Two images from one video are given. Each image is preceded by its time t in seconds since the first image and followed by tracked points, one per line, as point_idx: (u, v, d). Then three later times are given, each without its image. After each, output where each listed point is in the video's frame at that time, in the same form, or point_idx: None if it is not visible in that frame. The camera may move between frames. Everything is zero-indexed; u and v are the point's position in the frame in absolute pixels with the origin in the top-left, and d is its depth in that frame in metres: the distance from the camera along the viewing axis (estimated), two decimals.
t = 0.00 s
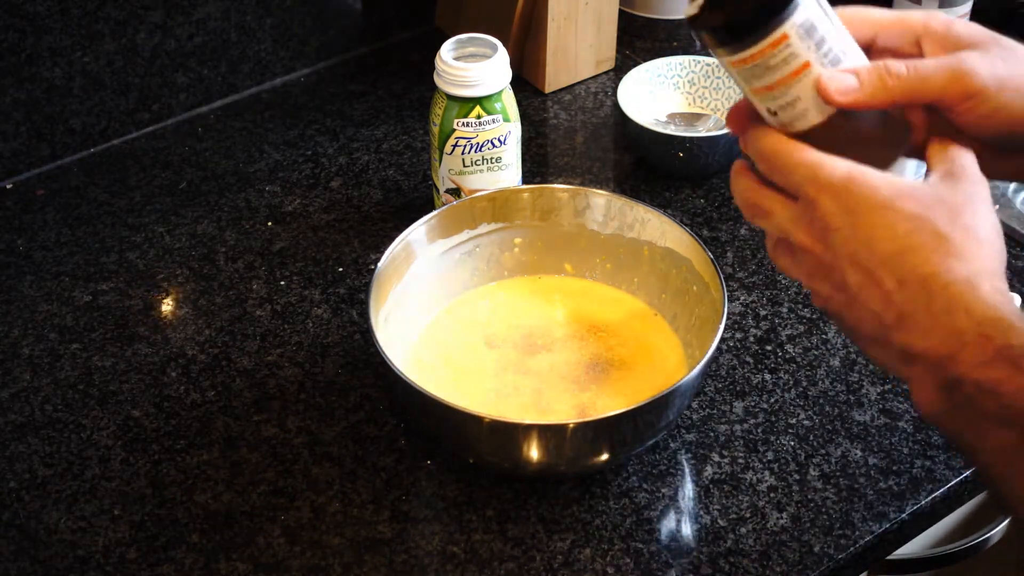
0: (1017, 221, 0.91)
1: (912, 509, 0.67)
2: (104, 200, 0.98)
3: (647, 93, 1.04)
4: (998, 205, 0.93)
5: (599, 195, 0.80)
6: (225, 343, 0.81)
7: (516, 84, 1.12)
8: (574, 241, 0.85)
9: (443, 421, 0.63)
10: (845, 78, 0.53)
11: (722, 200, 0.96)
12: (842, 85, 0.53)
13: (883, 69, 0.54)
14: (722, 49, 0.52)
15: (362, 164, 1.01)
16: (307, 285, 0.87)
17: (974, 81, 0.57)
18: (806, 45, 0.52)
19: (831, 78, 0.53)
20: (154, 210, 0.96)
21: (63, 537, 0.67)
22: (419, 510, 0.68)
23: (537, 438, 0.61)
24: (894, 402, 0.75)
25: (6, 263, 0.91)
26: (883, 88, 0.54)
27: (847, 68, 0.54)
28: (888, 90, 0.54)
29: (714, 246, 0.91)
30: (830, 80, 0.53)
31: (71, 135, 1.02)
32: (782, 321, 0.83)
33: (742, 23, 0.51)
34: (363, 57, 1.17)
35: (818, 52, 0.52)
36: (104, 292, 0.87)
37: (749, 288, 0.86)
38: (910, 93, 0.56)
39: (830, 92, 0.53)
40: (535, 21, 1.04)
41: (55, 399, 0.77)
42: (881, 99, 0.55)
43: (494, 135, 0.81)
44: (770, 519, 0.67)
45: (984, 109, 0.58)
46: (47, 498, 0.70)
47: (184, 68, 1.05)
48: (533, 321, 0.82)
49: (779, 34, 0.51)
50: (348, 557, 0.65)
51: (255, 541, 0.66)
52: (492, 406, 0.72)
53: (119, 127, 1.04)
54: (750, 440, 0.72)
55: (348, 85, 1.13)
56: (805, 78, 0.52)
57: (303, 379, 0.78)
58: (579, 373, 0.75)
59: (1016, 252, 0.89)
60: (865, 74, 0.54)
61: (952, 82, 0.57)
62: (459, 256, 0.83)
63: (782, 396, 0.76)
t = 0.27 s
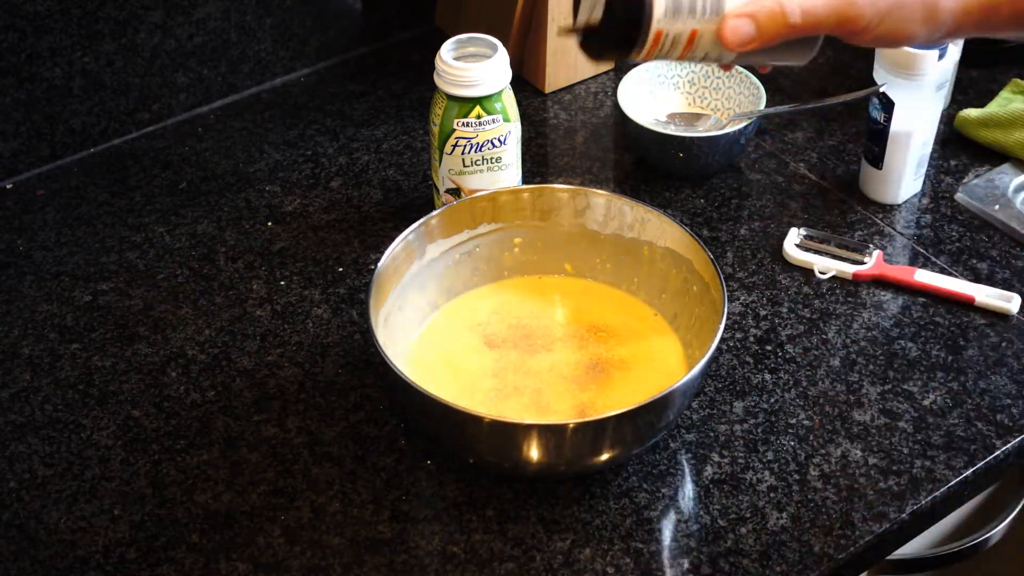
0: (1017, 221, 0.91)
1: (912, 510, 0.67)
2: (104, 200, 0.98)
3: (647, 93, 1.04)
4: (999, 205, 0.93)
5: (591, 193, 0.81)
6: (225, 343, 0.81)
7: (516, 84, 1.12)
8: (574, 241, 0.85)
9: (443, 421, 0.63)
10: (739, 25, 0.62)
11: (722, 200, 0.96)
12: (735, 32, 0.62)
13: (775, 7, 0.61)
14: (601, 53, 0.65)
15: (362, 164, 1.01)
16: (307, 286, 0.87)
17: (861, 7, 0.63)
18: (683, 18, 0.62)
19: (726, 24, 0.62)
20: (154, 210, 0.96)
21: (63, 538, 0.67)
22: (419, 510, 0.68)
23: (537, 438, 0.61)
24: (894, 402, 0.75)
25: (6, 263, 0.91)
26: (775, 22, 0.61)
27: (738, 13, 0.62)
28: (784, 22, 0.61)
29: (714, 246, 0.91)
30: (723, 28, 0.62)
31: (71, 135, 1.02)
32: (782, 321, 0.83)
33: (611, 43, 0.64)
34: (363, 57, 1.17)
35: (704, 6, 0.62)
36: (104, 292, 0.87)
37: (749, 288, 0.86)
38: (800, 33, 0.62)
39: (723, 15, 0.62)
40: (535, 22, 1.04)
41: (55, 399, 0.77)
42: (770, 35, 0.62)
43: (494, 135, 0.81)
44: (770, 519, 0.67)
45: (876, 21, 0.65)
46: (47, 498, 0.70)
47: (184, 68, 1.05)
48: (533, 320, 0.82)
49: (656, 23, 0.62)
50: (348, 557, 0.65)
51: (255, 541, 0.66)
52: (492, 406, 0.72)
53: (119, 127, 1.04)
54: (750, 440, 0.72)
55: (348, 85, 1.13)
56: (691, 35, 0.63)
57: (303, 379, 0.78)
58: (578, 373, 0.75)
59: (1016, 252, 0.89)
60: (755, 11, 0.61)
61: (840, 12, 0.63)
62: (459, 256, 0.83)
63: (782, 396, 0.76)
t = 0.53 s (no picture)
0: (1017, 221, 0.91)
1: (912, 510, 0.67)
2: (104, 200, 0.98)
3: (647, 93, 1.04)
4: (999, 205, 0.93)
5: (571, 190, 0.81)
6: (225, 343, 0.81)
7: (516, 84, 1.12)
8: (573, 241, 0.85)
9: (443, 421, 0.63)
10: (683, 65, 0.62)
11: (722, 200, 0.96)
12: (682, 73, 0.62)
13: (713, 40, 0.61)
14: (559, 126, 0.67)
15: (362, 164, 1.01)
16: (307, 285, 0.87)
17: (799, 21, 0.64)
18: (630, 82, 0.64)
19: (671, 68, 0.62)
20: (154, 210, 0.96)
21: (63, 538, 0.67)
22: (419, 510, 0.68)
23: (537, 438, 0.61)
24: (894, 402, 0.75)
25: (6, 263, 0.91)
26: (716, 54, 0.62)
27: (680, 54, 0.62)
28: (725, 54, 0.62)
29: (714, 246, 0.91)
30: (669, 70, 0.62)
31: (71, 135, 1.02)
32: (782, 321, 0.83)
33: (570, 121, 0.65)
34: (363, 57, 1.17)
35: (647, 62, 0.64)
36: (104, 292, 0.87)
37: (749, 288, 0.86)
38: (742, 58, 0.63)
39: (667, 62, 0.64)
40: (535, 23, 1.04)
41: (55, 399, 0.77)
42: (713, 67, 0.62)
43: (494, 135, 0.81)
44: (770, 519, 0.67)
45: (817, 29, 0.66)
46: (47, 498, 0.70)
47: (184, 68, 1.05)
48: (532, 321, 0.82)
49: (606, 92, 0.64)
50: (348, 557, 0.65)
51: (255, 541, 0.66)
52: (492, 406, 0.72)
53: (119, 127, 1.04)
54: (750, 440, 0.72)
55: (348, 85, 1.13)
56: (643, 92, 0.65)
57: (303, 379, 0.78)
58: (577, 373, 0.75)
59: (1016, 252, 0.89)
60: (698, 48, 0.62)
61: (779, 30, 0.63)
62: (459, 256, 0.83)
63: (782, 396, 0.76)
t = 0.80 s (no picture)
0: (1017, 221, 0.91)
1: (912, 510, 0.67)
2: (104, 200, 0.98)
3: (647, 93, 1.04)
4: (999, 205, 0.93)
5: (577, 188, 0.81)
6: (225, 343, 0.81)
7: (516, 84, 1.12)
8: (573, 241, 0.85)
9: (443, 421, 0.63)
10: (696, 75, 0.62)
11: (722, 200, 0.96)
12: (696, 82, 0.62)
13: (725, 48, 0.62)
14: (570, 135, 0.68)
15: (362, 164, 1.01)
16: (307, 286, 0.87)
17: (810, 24, 0.64)
18: (640, 91, 0.65)
19: (684, 79, 0.62)
20: (154, 210, 0.96)
21: (63, 537, 0.67)
22: (419, 511, 0.68)
23: (537, 438, 0.61)
24: (894, 402, 0.75)
25: (6, 263, 0.91)
26: (729, 62, 0.62)
27: (692, 63, 0.62)
28: (738, 61, 0.62)
29: (714, 246, 0.91)
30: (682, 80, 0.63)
31: (71, 135, 1.02)
32: (782, 321, 0.83)
33: (579, 127, 0.66)
34: (363, 57, 1.17)
35: (657, 71, 0.64)
36: (104, 292, 0.87)
37: (749, 289, 0.86)
38: (755, 63, 0.63)
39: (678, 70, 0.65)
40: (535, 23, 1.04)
41: (55, 399, 0.77)
42: (727, 74, 0.63)
43: (494, 135, 0.81)
44: (770, 519, 0.67)
45: (832, 31, 0.66)
46: (47, 498, 0.70)
47: (184, 68, 1.05)
48: (533, 321, 0.82)
49: (617, 102, 0.65)
50: (348, 557, 0.65)
51: (255, 541, 0.66)
52: (493, 406, 0.72)
53: (119, 127, 1.04)
54: (750, 440, 0.72)
55: (348, 85, 1.13)
56: (653, 100, 0.66)
57: (303, 379, 0.78)
58: (578, 373, 0.75)
59: (1016, 252, 0.89)
60: (710, 56, 0.62)
61: (791, 35, 0.64)
62: (459, 256, 0.83)
63: (782, 396, 0.76)
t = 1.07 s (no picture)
0: (1017, 221, 0.91)
1: (912, 509, 0.67)
2: (104, 200, 0.98)
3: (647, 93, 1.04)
4: (999, 205, 0.93)
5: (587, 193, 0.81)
6: (224, 343, 0.81)
7: (516, 84, 1.12)
8: (574, 241, 0.85)
9: (443, 421, 0.63)
10: (738, 86, 0.62)
11: (722, 200, 0.96)
12: (739, 94, 0.63)
13: (765, 56, 0.62)
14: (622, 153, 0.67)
15: (362, 164, 1.01)
16: (307, 286, 0.87)
17: (847, 24, 0.64)
18: (688, 109, 0.64)
19: (726, 90, 0.63)
20: (154, 210, 0.96)
21: (63, 537, 0.67)
22: (419, 511, 0.68)
23: (537, 438, 0.61)
24: (894, 402, 0.75)
25: (6, 263, 0.91)
26: (770, 69, 0.62)
27: (735, 75, 0.62)
28: (779, 68, 0.62)
29: (714, 246, 0.91)
30: (725, 91, 0.63)
31: (71, 135, 1.02)
32: (782, 321, 0.83)
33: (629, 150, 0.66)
34: (363, 57, 1.17)
35: (704, 87, 0.64)
36: (104, 292, 0.87)
37: (749, 289, 0.86)
38: (795, 68, 0.63)
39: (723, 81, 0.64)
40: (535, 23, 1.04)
41: (55, 399, 0.77)
42: (769, 82, 0.63)
43: (494, 135, 0.81)
44: (770, 519, 0.67)
45: (869, 27, 0.66)
46: (47, 498, 0.70)
47: (184, 68, 1.05)
48: (533, 321, 0.82)
49: (667, 122, 0.64)
50: (348, 557, 0.65)
51: (255, 541, 0.66)
52: (493, 406, 0.72)
53: (119, 127, 1.04)
54: (750, 440, 0.72)
55: (348, 85, 1.13)
56: (701, 112, 0.66)
57: (303, 379, 0.78)
58: (578, 373, 0.75)
59: (1016, 252, 0.89)
60: (751, 67, 0.62)
61: (829, 36, 0.64)
62: (459, 256, 0.83)
63: (782, 396, 0.76)
